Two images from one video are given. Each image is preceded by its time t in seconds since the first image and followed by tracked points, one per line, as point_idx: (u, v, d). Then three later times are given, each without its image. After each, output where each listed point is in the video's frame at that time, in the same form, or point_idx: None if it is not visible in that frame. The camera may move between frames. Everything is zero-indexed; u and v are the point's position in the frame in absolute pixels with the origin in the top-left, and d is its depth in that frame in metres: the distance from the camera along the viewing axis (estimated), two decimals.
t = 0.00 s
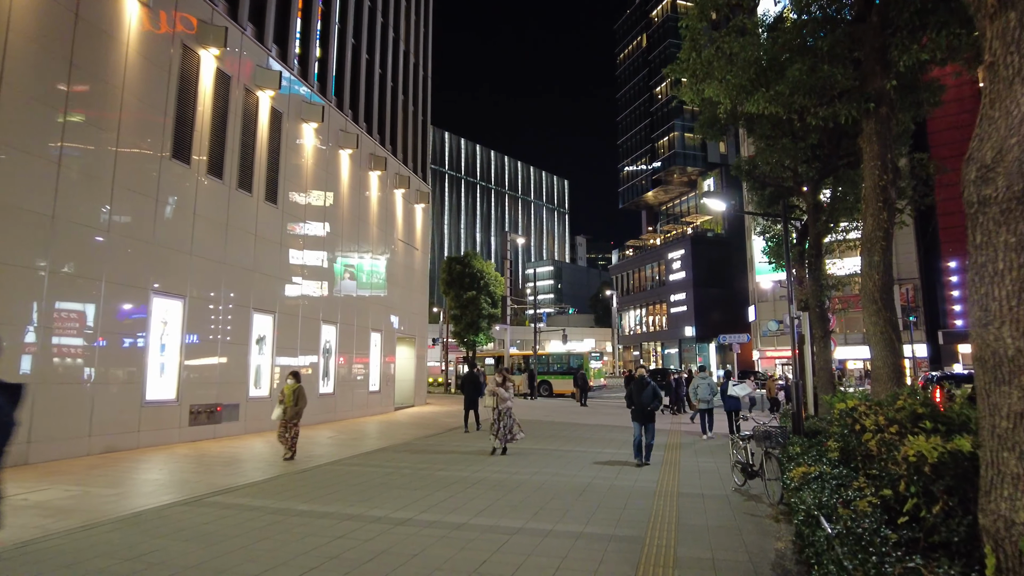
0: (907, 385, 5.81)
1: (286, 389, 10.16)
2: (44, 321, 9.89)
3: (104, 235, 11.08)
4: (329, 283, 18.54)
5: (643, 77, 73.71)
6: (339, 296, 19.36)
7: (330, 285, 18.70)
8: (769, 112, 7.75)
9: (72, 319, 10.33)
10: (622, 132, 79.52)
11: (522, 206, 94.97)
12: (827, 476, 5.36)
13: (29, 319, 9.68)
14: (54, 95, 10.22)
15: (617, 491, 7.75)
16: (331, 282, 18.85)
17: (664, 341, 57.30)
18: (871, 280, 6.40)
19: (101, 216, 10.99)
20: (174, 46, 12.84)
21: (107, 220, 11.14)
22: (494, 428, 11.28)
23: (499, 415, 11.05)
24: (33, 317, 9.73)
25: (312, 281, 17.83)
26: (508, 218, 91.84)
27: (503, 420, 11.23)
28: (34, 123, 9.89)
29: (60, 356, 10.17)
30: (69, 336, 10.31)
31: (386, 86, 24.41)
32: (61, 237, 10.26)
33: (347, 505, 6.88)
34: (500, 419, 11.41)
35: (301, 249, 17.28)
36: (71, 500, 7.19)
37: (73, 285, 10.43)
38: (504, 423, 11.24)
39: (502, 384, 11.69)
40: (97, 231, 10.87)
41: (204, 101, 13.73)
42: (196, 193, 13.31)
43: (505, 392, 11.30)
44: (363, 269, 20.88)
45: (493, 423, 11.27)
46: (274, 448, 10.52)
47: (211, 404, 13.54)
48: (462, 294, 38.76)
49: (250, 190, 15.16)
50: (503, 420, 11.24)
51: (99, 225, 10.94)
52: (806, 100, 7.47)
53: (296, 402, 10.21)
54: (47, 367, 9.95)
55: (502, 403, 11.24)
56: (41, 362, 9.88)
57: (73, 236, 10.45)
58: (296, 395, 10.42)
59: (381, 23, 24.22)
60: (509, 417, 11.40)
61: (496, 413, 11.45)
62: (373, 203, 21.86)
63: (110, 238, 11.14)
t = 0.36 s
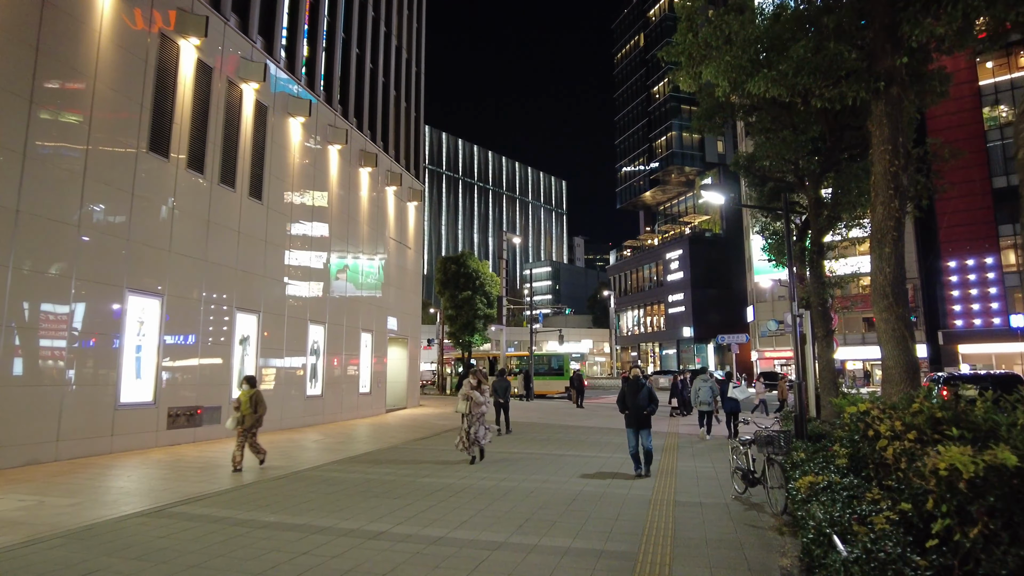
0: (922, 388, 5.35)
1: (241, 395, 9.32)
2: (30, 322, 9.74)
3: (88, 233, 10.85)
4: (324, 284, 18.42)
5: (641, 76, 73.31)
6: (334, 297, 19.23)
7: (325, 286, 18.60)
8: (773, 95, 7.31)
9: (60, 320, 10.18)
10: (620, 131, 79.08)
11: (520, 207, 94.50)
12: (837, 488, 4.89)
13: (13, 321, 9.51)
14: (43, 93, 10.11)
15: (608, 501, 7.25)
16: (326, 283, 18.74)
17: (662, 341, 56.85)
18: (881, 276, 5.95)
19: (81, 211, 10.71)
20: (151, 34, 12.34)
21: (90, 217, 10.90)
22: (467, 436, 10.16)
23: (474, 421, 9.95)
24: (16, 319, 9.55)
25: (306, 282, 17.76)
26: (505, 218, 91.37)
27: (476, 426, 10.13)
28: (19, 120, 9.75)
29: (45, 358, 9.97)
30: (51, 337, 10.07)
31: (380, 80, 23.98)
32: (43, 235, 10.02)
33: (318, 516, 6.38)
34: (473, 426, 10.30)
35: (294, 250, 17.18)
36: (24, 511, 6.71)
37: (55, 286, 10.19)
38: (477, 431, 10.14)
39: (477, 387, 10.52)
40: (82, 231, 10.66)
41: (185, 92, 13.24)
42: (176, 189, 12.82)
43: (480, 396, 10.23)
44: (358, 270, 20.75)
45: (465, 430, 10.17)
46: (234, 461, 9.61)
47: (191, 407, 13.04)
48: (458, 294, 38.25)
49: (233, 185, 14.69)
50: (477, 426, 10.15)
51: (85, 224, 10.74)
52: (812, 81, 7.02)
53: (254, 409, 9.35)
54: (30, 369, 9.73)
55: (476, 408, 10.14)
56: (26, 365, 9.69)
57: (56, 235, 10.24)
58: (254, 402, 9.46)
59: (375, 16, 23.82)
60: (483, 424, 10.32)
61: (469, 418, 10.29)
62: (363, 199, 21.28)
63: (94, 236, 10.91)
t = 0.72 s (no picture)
0: (946, 390, 4.84)
1: (194, 398, 8.41)
2: (21, 320, 9.61)
3: (79, 230, 10.71)
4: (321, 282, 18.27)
5: (641, 73, 72.74)
6: (331, 295, 19.03)
7: (321, 283, 18.42)
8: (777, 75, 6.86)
9: (52, 316, 10.09)
10: (619, 129, 78.52)
11: (519, 205, 94.00)
12: (855, 501, 4.40)
13: (3, 319, 9.40)
14: (41, 91, 10.11)
15: (602, 509, 6.76)
16: (322, 281, 18.57)
17: (662, 340, 56.40)
18: (899, 265, 5.47)
19: (75, 209, 10.62)
20: (129, 17, 11.81)
21: (84, 215, 10.79)
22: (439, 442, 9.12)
23: (447, 427, 8.92)
24: (4, 317, 9.43)
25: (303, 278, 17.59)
26: (505, 217, 90.90)
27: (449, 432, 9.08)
28: (19, 118, 9.76)
29: (35, 357, 9.86)
30: (41, 335, 9.94)
31: (374, 74, 23.48)
32: (34, 232, 9.89)
33: (286, 528, 5.90)
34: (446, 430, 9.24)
35: (291, 248, 17.04)
36: None
37: (46, 284, 10.05)
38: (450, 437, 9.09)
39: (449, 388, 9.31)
40: (72, 227, 10.50)
41: (165, 79, 12.72)
42: (155, 180, 12.33)
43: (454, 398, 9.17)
44: (355, 267, 20.59)
45: (437, 435, 9.13)
46: (185, 469, 8.69)
47: (171, 407, 12.51)
48: (455, 292, 37.78)
49: (217, 177, 14.18)
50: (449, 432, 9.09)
51: (77, 221, 10.62)
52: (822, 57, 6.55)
53: (208, 413, 8.43)
54: (18, 369, 9.60)
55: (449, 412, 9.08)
56: (15, 364, 9.55)
57: (45, 232, 10.05)
58: (208, 406, 8.50)
59: (370, 7, 23.34)
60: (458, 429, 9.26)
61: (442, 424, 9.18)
62: (356, 194, 20.73)
63: (85, 234, 10.76)
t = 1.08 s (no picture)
0: (963, 395, 4.37)
1: (128, 398, 7.53)
2: (9, 317, 9.54)
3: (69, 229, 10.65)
4: (316, 282, 18.26)
5: (639, 72, 72.24)
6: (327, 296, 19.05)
7: (316, 283, 18.38)
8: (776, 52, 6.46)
9: (43, 314, 10.03)
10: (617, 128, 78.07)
11: (517, 205, 93.50)
12: (869, 520, 3.87)
13: None
14: (37, 90, 10.12)
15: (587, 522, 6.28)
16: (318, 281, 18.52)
17: (659, 341, 55.95)
18: (910, 255, 4.97)
19: (67, 208, 10.61)
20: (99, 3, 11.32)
21: (75, 213, 10.76)
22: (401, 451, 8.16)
23: (409, 436, 7.94)
24: None
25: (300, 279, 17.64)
26: (502, 217, 90.40)
27: (412, 440, 8.11)
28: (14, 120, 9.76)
29: (14, 360, 9.66)
30: (30, 335, 9.87)
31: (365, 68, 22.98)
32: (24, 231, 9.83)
33: (241, 543, 5.42)
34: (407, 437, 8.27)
35: (288, 248, 17.05)
36: None
37: (32, 283, 9.93)
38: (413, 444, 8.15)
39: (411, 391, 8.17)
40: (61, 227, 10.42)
41: (140, 68, 12.23)
42: (128, 173, 11.83)
43: (415, 400, 8.17)
44: (351, 268, 20.58)
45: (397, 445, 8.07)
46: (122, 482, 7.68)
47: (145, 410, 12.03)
48: (449, 292, 37.29)
49: (196, 172, 13.69)
50: (412, 440, 8.13)
51: (65, 220, 10.52)
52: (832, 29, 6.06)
53: (142, 414, 7.48)
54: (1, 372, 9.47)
55: (411, 418, 8.07)
56: None
57: (27, 229, 9.89)
58: (144, 407, 7.56)
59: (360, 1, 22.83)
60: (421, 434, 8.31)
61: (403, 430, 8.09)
62: (344, 190, 20.20)
63: (75, 233, 10.71)
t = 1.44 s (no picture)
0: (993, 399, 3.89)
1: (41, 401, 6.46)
2: None
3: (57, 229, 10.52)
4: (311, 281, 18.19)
5: (636, 71, 71.77)
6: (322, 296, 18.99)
7: (311, 283, 18.28)
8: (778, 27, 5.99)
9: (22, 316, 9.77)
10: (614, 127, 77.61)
11: (514, 205, 93.01)
12: (896, 546, 3.38)
13: None
14: (22, 85, 9.95)
15: (574, 537, 5.76)
16: (312, 281, 18.43)
17: (656, 341, 55.54)
18: (928, 245, 4.51)
19: (58, 206, 10.53)
20: None
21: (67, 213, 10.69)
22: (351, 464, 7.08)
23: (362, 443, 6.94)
24: None
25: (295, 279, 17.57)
26: (498, 217, 89.91)
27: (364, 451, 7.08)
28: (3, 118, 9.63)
29: None
30: (10, 336, 9.59)
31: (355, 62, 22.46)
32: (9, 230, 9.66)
33: (191, 562, 4.93)
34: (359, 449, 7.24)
35: (283, 248, 16.99)
36: None
37: (12, 283, 9.67)
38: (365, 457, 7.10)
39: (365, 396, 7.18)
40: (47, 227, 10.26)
41: (112, 56, 11.71)
42: (100, 166, 11.29)
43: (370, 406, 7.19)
44: (346, 268, 20.50)
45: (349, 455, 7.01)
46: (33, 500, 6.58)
47: (118, 412, 11.53)
48: (443, 291, 36.80)
49: (174, 165, 13.16)
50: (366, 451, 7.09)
51: (48, 217, 10.31)
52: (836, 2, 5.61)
53: (59, 420, 6.45)
54: None
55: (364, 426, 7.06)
56: None
57: (13, 228, 9.72)
58: (61, 411, 6.52)
59: None
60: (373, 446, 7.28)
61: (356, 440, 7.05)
62: (332, 186, 19.69)
63: (64, 232, 10.60)
